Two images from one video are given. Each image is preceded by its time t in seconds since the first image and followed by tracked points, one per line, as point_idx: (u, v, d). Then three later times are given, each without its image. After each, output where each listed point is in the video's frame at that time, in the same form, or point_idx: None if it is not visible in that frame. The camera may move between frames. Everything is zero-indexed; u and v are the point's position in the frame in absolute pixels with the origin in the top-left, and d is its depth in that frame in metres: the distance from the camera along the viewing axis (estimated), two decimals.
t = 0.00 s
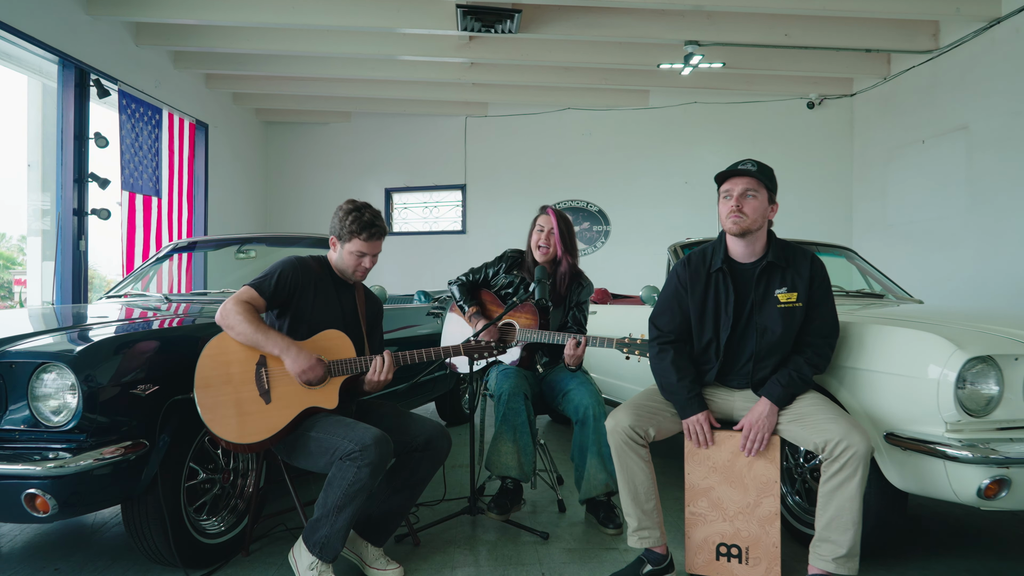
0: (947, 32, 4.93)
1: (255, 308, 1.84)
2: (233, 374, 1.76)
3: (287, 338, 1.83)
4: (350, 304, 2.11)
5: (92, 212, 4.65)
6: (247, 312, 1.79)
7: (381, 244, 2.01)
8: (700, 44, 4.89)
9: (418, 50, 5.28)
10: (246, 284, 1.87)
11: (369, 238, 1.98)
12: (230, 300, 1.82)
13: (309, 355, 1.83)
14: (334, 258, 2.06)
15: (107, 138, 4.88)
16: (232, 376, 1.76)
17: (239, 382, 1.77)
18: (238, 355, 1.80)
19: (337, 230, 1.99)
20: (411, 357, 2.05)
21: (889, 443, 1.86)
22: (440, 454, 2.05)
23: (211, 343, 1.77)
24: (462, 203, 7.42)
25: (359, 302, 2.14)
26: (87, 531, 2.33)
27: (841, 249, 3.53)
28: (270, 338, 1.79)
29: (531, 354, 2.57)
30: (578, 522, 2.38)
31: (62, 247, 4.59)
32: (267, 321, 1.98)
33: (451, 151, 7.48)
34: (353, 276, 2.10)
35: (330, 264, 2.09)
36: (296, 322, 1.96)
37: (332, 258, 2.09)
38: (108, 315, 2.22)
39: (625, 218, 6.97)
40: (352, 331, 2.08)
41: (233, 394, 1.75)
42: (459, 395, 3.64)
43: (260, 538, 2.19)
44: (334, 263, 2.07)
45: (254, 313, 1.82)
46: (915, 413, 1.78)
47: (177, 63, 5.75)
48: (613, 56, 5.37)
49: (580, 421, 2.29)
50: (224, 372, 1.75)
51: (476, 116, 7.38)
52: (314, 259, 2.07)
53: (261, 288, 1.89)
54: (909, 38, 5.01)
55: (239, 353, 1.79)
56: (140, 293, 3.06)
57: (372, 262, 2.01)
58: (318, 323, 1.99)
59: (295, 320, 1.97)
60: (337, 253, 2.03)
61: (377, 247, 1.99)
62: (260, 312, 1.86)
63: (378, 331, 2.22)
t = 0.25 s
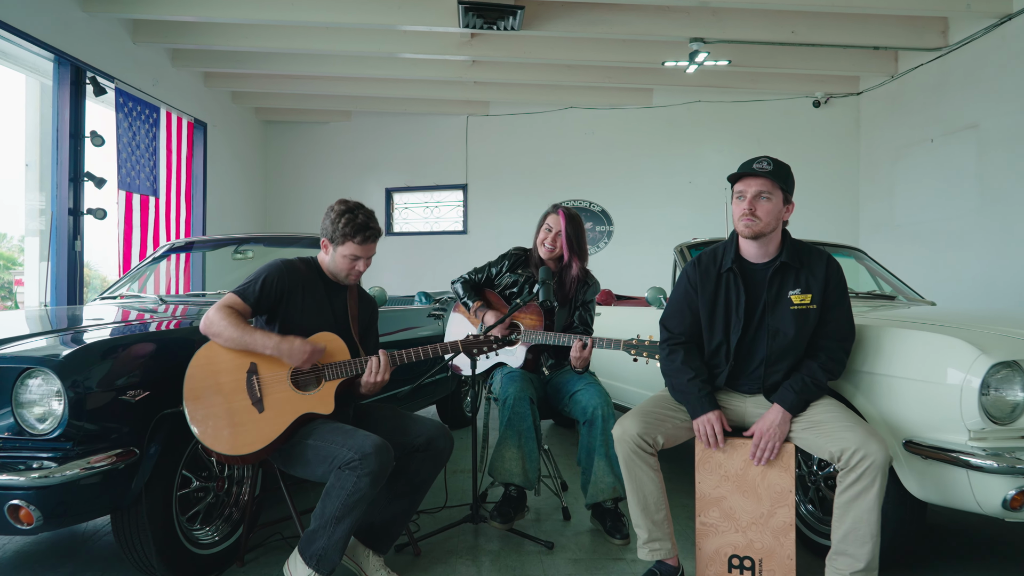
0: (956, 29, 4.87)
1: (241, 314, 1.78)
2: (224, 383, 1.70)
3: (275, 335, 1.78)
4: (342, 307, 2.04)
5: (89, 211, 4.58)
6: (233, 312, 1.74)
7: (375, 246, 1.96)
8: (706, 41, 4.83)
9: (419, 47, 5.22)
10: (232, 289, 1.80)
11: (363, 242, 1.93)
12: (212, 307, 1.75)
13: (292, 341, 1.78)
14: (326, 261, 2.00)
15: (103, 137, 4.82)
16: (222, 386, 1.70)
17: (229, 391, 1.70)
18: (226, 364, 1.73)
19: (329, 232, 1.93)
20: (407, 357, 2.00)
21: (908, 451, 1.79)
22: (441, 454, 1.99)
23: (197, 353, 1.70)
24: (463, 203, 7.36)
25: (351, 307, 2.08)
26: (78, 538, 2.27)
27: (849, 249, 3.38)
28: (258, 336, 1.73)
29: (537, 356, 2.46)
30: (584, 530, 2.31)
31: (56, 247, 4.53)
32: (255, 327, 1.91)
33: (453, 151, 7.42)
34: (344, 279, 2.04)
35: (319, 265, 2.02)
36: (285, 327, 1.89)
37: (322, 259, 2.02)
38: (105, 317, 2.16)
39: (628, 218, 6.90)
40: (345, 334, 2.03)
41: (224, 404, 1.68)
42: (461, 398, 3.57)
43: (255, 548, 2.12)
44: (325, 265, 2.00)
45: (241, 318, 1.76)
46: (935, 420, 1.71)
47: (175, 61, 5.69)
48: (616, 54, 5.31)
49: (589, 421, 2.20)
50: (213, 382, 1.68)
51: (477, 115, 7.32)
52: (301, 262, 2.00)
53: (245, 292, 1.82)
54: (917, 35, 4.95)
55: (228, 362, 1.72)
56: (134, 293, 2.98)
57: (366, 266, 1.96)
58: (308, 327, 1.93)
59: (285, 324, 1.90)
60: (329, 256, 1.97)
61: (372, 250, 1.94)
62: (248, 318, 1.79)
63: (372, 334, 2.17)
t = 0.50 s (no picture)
0: (963, 25, 4.82)
1: (227, 322, 1.73)
2: (210, 393, 1.67)
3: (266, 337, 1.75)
4: (333, 306, 1.99)
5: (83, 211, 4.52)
6: (219, 320, 1.71)
7: (364, 241, 1.91)
8: (709, 37, 4.78)
9: (419, 45, 5.16)
10: (216, 296, 1.77)
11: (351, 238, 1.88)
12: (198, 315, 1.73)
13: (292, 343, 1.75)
14: (315, 262, 1.94)
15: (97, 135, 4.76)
16: (208, 396, 1.66)
17: (217, 401, 1.67)
18: (213, 373, 1.70)
19: (316, 231, 1.87)
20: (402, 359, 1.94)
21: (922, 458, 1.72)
22: (438, 464, 1.92)
23: (184, 363, 1.69)
24: (463, 202, 7.30)
25: (342, 309, 2.01)
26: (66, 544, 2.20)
27: (857, 249, 3.27)
28: (246, 339, 1.70)
29: (537, 358, 2.43)
30: (587, 538, 2.25)
31: (50, 247, 4.46)
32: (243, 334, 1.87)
33: (453, 150, 7.36)
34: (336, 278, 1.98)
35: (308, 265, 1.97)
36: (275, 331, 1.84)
37: (310, 259, 1.97)
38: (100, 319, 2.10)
39: (629, 217, 6.84)
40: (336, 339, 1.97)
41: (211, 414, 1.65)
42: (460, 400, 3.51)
43: (247, 557, 2.05)
44: (316, 266, 1.94)
45: (226, 327, 1.72)
46: (950, 426, 1.65)
47: (172, 59, 5.64)
48: (617, 51, 5.26)
49: (591, 423, 2.14)
50: (198, 391, 1.66)
51: (477, 114, 7.26)
52: (287, 263, 1.94)
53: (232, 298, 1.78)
54: (924, 31, 4.90)
55: (214, 371, 1.70)
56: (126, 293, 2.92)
57: (358, 263, 1.91)
58: (298, 330, 1.87)
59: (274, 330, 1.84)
60: (319, 256, 1.92)
61: (362, 246, 1.89)
62: (234, 325, 1.76)
63: (367, 332, 2.10)
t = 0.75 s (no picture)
0: (972, 19, 4.77)
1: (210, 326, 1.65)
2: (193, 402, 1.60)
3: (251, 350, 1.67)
4: (320, 305, 1.92)
5: (75, 209, 4.46)
6: (204, 326, 1.63)
7: (353, 232, 1.87)
8: (713, 32, 4.72)
9: (418, 40, 5.10)
10: (197, 301, 1.68)
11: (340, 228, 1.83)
12: (180, 320, 1.65)
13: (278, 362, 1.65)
14: (302, 258, 1.87)
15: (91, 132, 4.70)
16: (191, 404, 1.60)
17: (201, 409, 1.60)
18: (196, 380, 1.63)
19: (303, 223, 1.81)
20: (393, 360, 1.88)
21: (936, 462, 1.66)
22: (432, 473, 1.86)
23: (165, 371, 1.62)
24: (462, 201, 7.24)
25: (330, 305, 1.95)
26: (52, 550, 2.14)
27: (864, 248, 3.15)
28: (231, 351, 1.62)
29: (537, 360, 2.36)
30: (587, 544, 2.18)
31: (41, 245, 4.42)
32: (227, 338, 1.79)
33: (452, 147, 7.30)
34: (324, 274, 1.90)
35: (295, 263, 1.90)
36: (261, 334, 1.77)
37: (296, 256, 1.89)
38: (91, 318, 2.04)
39: (630, 216, 6.78)
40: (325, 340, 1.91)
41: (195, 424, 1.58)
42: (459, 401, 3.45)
43: (236, 564, 1.99)
44: (304, 262, 1.87)
45: (209, 332, 1.64)
46: (964, 429, 1.58)
47: (167, 55, 5.59)
48: (619, 47, 5.20)
49: (591, 427, 2.08)
50: (181, 399, 1.59)
51: (477, 111, 7.20)
52: (273, 262, 1.87)
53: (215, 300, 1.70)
54: (932, 26, 4.84)
55: (197, 377, 1.63)
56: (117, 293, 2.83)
57: (347, 254, 1.85)
58: (285, 333, 1.81)
59: (259, 334, 1.77)
60: (306, 250, 1.85)
61: (351, 235, 1.84)
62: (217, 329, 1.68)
63: (358, 328, 2.05)
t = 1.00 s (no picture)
0: (978, 14, 4.70)
1: (184, 332, 1.58)
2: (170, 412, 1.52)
3: (229, 356, 1.60)
4: (303, 308, 1.85)
5: (63, 208, 4.41)
6: (177, 333, 1.56)
7: (341, 243, 1.78)
8: (714, 27, 4.65)
9: (414, 36, 5.03)
10: (171, 305, 1.61)
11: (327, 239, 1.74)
12: (152, 327, 1.58)
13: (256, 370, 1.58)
14: (286, 265, 1.79)
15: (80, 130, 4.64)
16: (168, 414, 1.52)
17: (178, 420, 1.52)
18: (173, 388, 1.55)
19: (288, 232, 1.72)
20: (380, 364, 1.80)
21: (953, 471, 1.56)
22: (422, 483, 1.78)
23: (139, 380, 1.54)
24: (460, 200, 7.16)
25: (314, 308, 1.87)
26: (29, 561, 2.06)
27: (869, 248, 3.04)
28: (206, 357, 1.55)
29: (534, 364, 2.29)
30: (586, 553, 2.10)
31: (29, 246, 4.35)
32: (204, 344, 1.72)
33: (450, 146, 7.22)
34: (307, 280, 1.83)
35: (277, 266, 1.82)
36: (241, 339, 1.70)
37: (277, 260, 1.81)
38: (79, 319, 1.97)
39: (630, 215, 6.70)
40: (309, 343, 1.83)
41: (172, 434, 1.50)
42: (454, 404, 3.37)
43: None
44: (287, 269, 1.79)
45: (184, 338, 1.57)
46: (983, 437, 1.49)
47: (159, 52, 5.53)
48: (619, 43, 5.12)
49: (587, 434, 2.01)
50: (158, 408, 1.52)
51: (475, 109, 7.13)
52: (250, 262, 1.79)
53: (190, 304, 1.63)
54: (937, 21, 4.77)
55: (173, 386, 1.55)
56: (103, 294, 2.73)
57: (333, 265, 1.78)
58: (266, 336, 1.73)
59: (239, 339, 1.71)
60: (291, 259, 1.76)
61: (340, 247, 1.76)
62: (193, 335, 1.61)
63: (340, 332, 1.98)
